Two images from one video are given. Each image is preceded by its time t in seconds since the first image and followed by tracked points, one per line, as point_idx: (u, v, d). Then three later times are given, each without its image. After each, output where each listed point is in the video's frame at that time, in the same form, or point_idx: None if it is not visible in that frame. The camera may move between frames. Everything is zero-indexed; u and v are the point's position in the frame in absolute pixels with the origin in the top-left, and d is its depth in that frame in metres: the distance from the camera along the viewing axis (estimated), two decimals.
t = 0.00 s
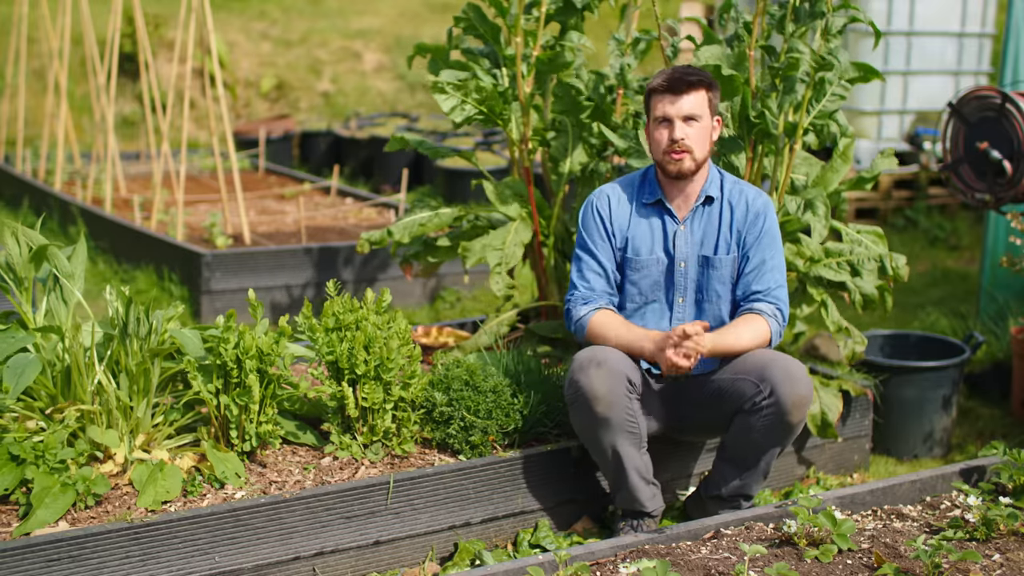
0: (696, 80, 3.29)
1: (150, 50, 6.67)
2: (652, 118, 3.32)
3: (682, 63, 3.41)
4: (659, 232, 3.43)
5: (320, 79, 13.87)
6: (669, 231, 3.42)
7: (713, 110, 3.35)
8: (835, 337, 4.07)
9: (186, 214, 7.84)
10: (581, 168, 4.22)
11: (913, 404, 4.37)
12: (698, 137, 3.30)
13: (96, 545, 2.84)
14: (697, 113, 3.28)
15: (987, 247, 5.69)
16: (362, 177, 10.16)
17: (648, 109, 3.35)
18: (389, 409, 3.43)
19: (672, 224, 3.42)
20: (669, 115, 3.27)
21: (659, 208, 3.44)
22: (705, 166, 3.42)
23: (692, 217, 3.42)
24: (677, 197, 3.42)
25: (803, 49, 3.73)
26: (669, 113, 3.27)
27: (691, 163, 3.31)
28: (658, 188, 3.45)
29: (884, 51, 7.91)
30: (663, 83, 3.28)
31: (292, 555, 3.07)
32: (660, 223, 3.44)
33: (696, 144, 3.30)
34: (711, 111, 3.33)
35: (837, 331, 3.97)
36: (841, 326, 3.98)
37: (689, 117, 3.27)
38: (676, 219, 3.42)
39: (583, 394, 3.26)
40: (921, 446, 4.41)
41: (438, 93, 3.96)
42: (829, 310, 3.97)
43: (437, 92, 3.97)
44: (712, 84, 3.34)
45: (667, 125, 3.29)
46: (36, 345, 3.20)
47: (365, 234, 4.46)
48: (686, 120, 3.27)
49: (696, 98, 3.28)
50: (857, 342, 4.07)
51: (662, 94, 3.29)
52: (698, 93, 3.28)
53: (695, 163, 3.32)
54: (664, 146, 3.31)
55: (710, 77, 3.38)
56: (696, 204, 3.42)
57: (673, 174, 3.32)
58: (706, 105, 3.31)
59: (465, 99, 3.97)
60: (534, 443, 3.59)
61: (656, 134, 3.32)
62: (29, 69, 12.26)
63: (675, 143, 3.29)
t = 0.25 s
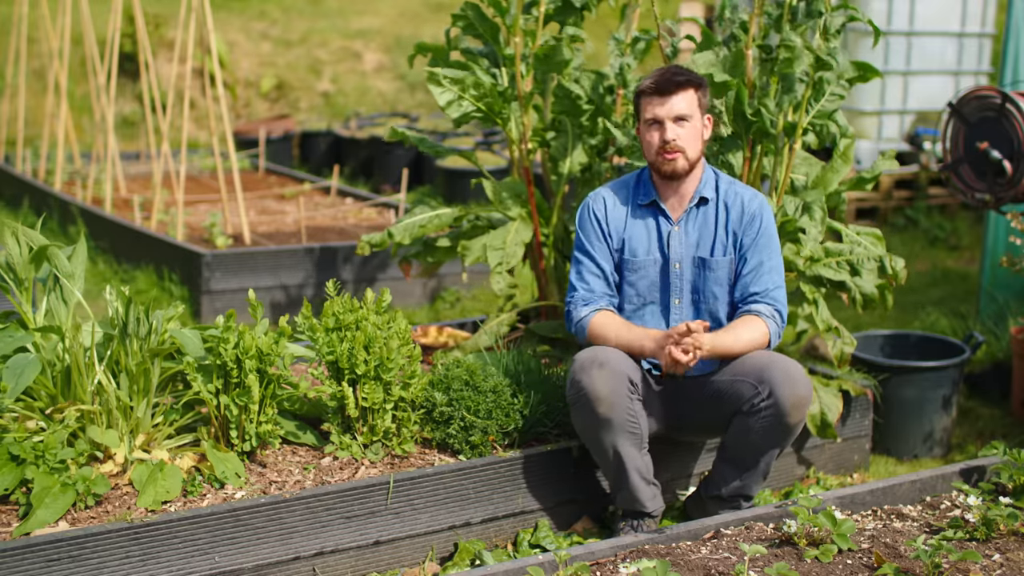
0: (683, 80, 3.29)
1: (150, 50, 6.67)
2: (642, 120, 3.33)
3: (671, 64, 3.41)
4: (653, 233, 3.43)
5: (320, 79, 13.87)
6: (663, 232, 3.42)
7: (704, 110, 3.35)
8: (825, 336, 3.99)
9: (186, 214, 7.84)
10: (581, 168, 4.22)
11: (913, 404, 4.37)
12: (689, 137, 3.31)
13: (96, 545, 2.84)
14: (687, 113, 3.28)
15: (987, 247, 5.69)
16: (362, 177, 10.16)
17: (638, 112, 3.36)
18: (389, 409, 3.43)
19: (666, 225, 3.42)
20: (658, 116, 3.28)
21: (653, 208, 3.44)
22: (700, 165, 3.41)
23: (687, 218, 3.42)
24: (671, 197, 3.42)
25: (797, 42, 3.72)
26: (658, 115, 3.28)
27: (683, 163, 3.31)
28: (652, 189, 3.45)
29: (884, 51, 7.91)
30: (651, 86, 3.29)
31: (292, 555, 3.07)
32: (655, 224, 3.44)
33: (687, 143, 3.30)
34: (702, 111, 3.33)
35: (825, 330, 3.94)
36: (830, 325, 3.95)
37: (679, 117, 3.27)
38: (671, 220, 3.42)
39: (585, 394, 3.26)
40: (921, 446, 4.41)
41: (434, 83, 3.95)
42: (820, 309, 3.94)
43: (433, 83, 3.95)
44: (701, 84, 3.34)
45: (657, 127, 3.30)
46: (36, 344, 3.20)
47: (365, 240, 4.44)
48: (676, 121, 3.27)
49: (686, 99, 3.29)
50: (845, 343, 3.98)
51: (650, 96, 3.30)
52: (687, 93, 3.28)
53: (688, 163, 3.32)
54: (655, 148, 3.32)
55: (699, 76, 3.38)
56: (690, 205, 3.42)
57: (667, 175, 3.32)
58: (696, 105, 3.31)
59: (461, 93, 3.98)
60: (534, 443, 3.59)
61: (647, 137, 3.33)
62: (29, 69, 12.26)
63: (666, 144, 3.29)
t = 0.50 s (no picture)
0: (660, 84, 3.27)
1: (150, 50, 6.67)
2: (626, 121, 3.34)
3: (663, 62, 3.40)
4: (647, 230, 3.43)
5: (320, 79, 13.87)
6: (656, 229, 3.41)
7: (687, 111, 3.32)
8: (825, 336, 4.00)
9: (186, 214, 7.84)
10: (581, 168, 4.21)
11: (913, 404, 4.37)
12: (668, 141, 3.30)
13: (96, 545, 2.84)
14: (665, 117, 3.27)
15: (987, 247, 5.70)
16: (362, 177, 10.16)
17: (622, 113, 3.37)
18: (389, 409, 3.43)
19: (658, 222, 3.42)
20: (635, 120, 3.29)
21: (646, 205, 3.44)
22: (689, 164, 3.40)
23: (680, 215, 3.41)
24: (662, 194, 3.42)
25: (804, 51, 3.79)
26: (636, 119, 3.29)
27: (661, 167, 3.31)
28: (644, 186, 3.45)
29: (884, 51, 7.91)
30: (631, 89, 3.29)
31: (293, 555, 3.07)
32: (647, 220, 3.43)
33: (666, 147, 3.30)
34: (684, 113, 3.31)
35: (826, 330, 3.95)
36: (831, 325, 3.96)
37: (656, 122, 3.27)
38: (663, 217, 3.42)
39: (585, 394, 3.26)
40: (921, 446, 4.41)
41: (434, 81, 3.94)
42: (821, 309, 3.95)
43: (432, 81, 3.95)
44: (685, 85, 3.31)
45: (637, 130, 3.31)
46: (36, 345, 3.20)
47: (365, 242, 4.45)
48: (654, 125, 3.27)
49: (666, 102, 3.27)
50: (846, 343, 3.99)
51: (631, 98, 3.31)
52: (665, 96, 3.27)
53: (667, 166, 3.32)
54: (635, 150, 3.33)
55: (687, 77, 3.35)
56: (682, 204, 3.41)
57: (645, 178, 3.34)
58: (677, 108, 3.29)
59: (461, 92, 3.97)
60: (534, 443, 3.59)
61: (629, 138, 3.35)
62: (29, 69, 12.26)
63: (643, 149, 3.30)
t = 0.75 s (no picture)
0: (661, 84, 3.26)
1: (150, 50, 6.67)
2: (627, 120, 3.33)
3: (664, 61, 3.40)
4: (645, 227, 3.43)
5: (319, 79, 13.87)
6: (655, 226, 3.42)
7: (689, 111, 3.32)
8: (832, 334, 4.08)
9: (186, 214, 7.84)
10: (580, 168, 4.21)
11: (913, 404, 4.37)
12: (670, 140, 3.29)
13: (96, 545, 2.84)
14: (667, 117, 3.26)
15: (987, 247, 5.70)
16: (362, 177, 10.17)
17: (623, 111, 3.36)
18: (389, 409, 3.42)
19: (657, 219, 3.42)
20: (637, 119, 3.28)
21: (645, 203, 3.44)
22: (689, 163, 3.40)
23: (679, 213, 3.40)
24: (662, 192, 3.42)
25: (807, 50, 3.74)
26: (637, 118, 3.28)
27: (662, 166, 3.31)
28: (644, 185, 3.45)
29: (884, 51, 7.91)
30: (632, 88, 3.28)
31: (292, 556, 3.07)
32: (646, 218, 3.43)
33: (668, 146, 3.29)
34: (686, 113, 3.31)
35: (832, 329, 3.99)
36: (838, 324, 4.01)
37: (658, 122, 3.26)
38: (662, 215, 3.42)
39: (585, 393, 3.26)
40: (921, 446, 4.40)
41: (433, 91, 3.97)
42: (826, 308, 3.99)
43: (433, 91, 3.97)
44: (685, 84, 3.31)
45: (637, 129, 3.30)
46: (36, 344, 3.20)
47: (364, 238, 4.44)
48: (655, 125, 3.26)
49: (667, 102, 3.26)
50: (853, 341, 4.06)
51: (632, 97, 3.30)
52: (666, 96, 3.26)
53: (668, 165, 3.32)
54: (636, 149, 3.33)
55: (688, 75, 3.34)
56: (682, 201, 3.41)
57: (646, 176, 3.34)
58: (678, 107, 3.28)
59: (460, 98, 3.99)
60: (534, 443, 3.59)
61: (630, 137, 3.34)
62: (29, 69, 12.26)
63: (645, 148, 3.29)
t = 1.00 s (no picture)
0: (666, 83, 3.25)
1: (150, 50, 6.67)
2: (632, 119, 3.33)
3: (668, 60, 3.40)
4: (646, 225, 3.43)
5: (320, 79, 13.87)
6: (656, 224, 3.42)
7: (694, 111, 3.32)
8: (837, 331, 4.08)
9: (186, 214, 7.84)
10: (581, 168, 4.21)
11: (913, 404, 4.37)
12: (675, 139, 3.29)
13: (97, 545, 2.84)
14: (673, 116, 3.26)
15: (987, 247, 5.70)
16: (362, 177, 10.17)
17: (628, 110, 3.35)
18: (389, 409, 3.42)
19: (659, 217, 3.42)
20: (642, 118, 3.28)
21: (647, 201, 3.45)
22: (694, 161, 3.40)
23: (681, 210, 3.41)
24: (666, 191, 3.41)
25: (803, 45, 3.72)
26: (643, 117, 3.27)
27: (668, 165, 3.31)
28: (647, 182, 3.45)
29: (884, 51, 7.91)
30: (638, 87, 3.28)
31: (292, 555, 3.07)
32: (648, 215, 3.44)
33: (674, 145, 3.29)
34: (691, 112, 3.31)
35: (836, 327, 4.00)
36: (841, 322, 4.02)
37: (664, 120, 3.26)
38: (664, 213, 3.41)
39: (585, 392, 3.26)
40: (921, 446, 4.40)
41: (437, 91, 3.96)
42: (829, 307, 4.00)
43: (437, 91, 3.98)
44: (691, 83, 3.31)
45: (643, 128, 3.30)
46: (36, 344, 3.20)
47: (366, 240, 4.46)
48: (660, 124, 3.26)
49: (673, 101, 3.26)
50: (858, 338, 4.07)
51: (637, 96, 3.29)
52: (671, 96, 3.26)
53: (675, 164, 3.31)
54: (642, 148, 3.32)
55: (694, 74, 3.34)
56: (685, 199, 3.41)
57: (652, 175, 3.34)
58: (684, 106, 3.28)
59: (463, 97, 3.96)
60: (533, 443, 3.59)
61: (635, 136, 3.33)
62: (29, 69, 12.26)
63: (651, 147, 3.29)
